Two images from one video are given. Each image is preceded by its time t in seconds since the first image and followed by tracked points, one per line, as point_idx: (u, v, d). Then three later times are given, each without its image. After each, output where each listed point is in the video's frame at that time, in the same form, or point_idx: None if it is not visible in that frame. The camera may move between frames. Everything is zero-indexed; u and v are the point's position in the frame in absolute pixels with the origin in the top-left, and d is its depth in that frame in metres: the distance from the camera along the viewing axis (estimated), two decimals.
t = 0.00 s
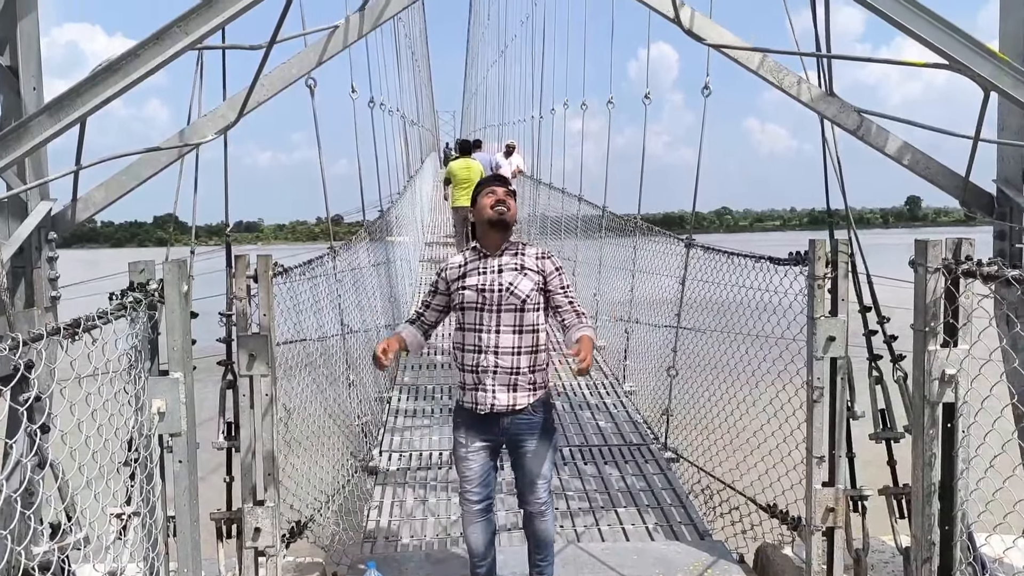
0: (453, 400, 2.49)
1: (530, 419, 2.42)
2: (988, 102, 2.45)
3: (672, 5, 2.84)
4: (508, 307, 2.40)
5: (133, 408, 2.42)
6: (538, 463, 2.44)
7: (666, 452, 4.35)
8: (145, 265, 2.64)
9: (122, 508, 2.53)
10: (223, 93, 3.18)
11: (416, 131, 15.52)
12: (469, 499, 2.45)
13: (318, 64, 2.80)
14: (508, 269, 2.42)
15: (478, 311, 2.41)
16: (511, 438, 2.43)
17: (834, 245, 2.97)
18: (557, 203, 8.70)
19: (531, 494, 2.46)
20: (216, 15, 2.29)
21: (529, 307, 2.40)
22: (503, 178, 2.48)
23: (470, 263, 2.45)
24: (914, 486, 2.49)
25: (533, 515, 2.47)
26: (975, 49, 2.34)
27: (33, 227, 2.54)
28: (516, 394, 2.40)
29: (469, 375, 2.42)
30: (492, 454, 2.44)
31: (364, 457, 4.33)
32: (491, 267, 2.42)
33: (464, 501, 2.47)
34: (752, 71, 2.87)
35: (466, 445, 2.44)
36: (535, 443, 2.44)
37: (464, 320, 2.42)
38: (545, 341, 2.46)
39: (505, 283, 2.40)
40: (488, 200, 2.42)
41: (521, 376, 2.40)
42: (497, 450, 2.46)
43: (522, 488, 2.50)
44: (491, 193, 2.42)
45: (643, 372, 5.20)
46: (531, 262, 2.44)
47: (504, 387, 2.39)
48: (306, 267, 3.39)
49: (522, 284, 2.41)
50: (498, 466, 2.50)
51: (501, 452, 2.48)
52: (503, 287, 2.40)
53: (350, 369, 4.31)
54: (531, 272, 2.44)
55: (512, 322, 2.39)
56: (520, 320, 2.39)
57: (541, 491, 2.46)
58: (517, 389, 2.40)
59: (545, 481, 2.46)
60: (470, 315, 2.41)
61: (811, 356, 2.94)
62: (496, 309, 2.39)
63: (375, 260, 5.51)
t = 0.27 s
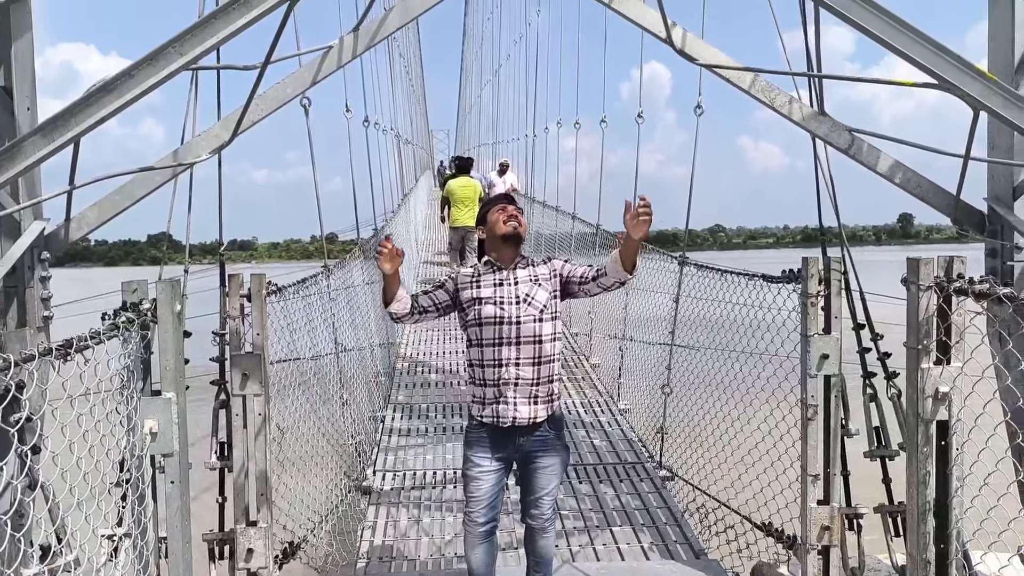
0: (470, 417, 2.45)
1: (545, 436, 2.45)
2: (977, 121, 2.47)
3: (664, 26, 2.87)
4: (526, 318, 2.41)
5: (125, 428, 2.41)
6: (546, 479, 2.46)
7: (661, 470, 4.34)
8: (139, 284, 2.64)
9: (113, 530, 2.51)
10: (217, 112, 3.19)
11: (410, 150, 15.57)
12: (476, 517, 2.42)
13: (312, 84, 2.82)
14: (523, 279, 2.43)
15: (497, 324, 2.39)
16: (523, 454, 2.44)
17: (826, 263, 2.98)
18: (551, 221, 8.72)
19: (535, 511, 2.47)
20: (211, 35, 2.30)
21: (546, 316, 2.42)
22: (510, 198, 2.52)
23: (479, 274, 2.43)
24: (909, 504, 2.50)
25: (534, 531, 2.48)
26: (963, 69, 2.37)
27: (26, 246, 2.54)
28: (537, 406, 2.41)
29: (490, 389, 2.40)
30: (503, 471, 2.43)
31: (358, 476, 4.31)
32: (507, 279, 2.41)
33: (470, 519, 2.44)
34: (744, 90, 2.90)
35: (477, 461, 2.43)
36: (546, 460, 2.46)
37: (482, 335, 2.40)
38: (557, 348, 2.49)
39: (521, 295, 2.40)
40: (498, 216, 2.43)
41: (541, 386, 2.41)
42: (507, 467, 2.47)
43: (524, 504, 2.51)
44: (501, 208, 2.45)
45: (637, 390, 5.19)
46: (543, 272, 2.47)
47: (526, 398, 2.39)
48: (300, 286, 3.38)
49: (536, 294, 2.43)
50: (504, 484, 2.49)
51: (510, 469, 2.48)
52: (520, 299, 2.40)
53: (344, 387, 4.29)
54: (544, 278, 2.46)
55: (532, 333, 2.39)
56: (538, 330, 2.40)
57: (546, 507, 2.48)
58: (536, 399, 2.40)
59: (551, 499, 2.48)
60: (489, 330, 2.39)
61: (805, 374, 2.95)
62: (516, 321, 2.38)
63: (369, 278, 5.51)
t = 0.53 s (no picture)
0: (474, 446, 2.48)
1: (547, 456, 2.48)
2: (970, 135, 2.49)
3: (658, 41, 2.89)
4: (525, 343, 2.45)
5: (119, 444, 2.40)
6: (553, 503, 2.47)
7: (657, 484, 4.33)
8: (134, 300, 2.62)
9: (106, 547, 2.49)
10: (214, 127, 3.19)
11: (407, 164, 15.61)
12: (487, 544, 2.43)
13: (308, 99, 2.83)
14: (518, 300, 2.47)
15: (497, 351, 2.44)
16: (529, 478, 2.46)
17: (821, 276, 2.99)
18: (547, 235, 8.74)
19: (545, 536, 2.47)
20: (207, 51, 2.31)
21: (543, 339, 2.47)
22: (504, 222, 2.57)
23: (474, 299, 2.47)
24: (906, 518, 2.49)
25: (545, 558, 2.48)
26: (956, 84, 2.39)
27: (20, 262, 2.54)
28: (541, 428, 2.45)
29: (493, 416, 2.44)
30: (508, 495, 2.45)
31: (354, 491, 4.29)
32: (505, 302, 2.44)
33: (481, 546, 2.45)
34: (738, 105, 2.92)
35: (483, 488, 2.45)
36: (552, 483, 2.47)
37: (483, 362, 2.44)
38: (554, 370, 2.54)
39: (518, 320, 2.44)
40: (495, 242, 2.48)
41: (543, 409, 2.46)
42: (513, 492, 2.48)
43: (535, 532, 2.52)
44: (497, 233, 2.49)
45: (633, 403, 5.19)
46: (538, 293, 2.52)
47: (530, 423, 2.43)
48: (296, 300, 3.38)
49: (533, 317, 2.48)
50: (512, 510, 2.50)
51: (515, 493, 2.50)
52: (518, 324, 2.44)
53: (340, 402, 4.28)
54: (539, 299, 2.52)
55: (531, 358, 2.44)
56: (537, 354, 2.45)
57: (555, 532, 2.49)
58: (539, 423, 2.45)
59: (561, 524, 2.48)
60: (489, 357, 2.43)
61: (801, 387, 2.95)
62: (516, 347, 2.43)
63: (365, 293, 5.50)
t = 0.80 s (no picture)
0: (475, 473, 2.48)
1: (550, 487, 2.48)
2: (969, 145, 2.50)
3: (657, 52, 2.90)
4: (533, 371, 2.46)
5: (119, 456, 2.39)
6: (553, 529, 2.45)
7: (658, 495, 4.32)
8: (133, 311, 2.62)
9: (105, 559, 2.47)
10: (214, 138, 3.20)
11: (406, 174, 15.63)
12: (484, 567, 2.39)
13: (307, 111, 2.84)
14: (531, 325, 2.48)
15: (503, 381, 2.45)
16: (529, 504, 2.45)
17: (821, 286, 2.99)
18: (547, 245, 8.74)
19: (544, 564, 2.43)
20: (207, 63, 2.32)
21: (551, 366, 2.48)
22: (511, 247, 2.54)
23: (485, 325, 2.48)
24: (908, 529, 2.48)
25: None
26: (955, 94, 2.39)
27: (20, 272, 2.54)
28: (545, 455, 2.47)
29: (495, 445, 2.45)
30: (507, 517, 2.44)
31: (353, 502, 4.27)
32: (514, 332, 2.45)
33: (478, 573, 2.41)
34: (737, 115, 2.93)
35: (482, 511, 2.44)
36: (553, 510, 2.47)
37: (489, 390, 2.45)
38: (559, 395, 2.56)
39: (528, 346, 2.45)
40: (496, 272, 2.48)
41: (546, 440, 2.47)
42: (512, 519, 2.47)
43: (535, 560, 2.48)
44: (500, 263, 2.48)
45: (633, 413, 5.18)
46: (547, 321, 2.50)
47: (534, 449, 2.45)
48: (295, 310, 3.38)
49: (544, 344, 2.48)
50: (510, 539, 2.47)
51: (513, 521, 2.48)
52: (526, 352, 2.45)
53: (339, 413, 4.27)
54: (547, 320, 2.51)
55: (538, 387, 2.46)
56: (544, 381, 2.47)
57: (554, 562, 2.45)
58: (544, 448, 2.46)
59: (561, 553, 2.45)
60: (495, 387, 2.44)
61: (801, 397, 2.94)
62: (523, 376, 2.45)
63: (364, 302, 5.49)
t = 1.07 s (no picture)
0: (484, 379, 2.44)
1: (559, 397, 2.51)
2: (966, 170, 2.51)
3: (655, 78, 2.92)
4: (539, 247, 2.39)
5: (115, 482, 2.38)
6: (562, 440, 2.54)
7: (657, 519, 4.29)
8: (132, 336, 2.63)
9: None
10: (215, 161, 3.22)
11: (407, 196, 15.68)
12: (494, 479, 2.45)
13: (307, 135, 2.86)
14: (535, 213, 2.42)
15: (509, 266, 2.37)
16: (540, 413, 2.49)
17: (820, 310, 3.00)
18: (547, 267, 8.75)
19: (550, 473, 2.53)
20: (208, 89, 2.34)
21: (558, 244, 2.42)
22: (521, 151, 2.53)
23: (494, 207, 2.40)
24: (909, 556, 2.47)
25: (549, 494, 2.54)
26: (952, 120, 2.41)
27: (20, 296, 2.55)
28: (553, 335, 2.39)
29: (500, 335, 2.38)
30: (520, 435, 2.47)
31: (350, 527, 4.24)
32: (521, 220, 2.39)
33: (486, 481, 2.46)
34: (735, 139, 2.94)
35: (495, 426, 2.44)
36: (562, 422, 2.54)
37: (494, 270, 2.38)
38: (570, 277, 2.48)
39: (533, 225, 2.40)
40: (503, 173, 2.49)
41: (555, 318, 2.40)
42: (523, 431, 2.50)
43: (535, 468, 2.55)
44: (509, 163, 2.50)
45: (633, 436, 5.15)
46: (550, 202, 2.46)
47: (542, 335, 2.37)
48: (295, 333, 3.37)
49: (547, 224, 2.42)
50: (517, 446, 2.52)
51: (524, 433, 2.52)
52: (532, 229, 2.39)
53: (338, 437, 4.25)
54: (552, 207, 2.45)
55: (545, 259, 2.38)
56: (551, 265, 2.39)
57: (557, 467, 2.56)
58: (552, 334, 2.39)
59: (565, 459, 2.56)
60: (501, 274, 2.36)
61: (801, 421, 2.94)
62: (530, 264, 2.37)
63: (364, 324, 5.49)
